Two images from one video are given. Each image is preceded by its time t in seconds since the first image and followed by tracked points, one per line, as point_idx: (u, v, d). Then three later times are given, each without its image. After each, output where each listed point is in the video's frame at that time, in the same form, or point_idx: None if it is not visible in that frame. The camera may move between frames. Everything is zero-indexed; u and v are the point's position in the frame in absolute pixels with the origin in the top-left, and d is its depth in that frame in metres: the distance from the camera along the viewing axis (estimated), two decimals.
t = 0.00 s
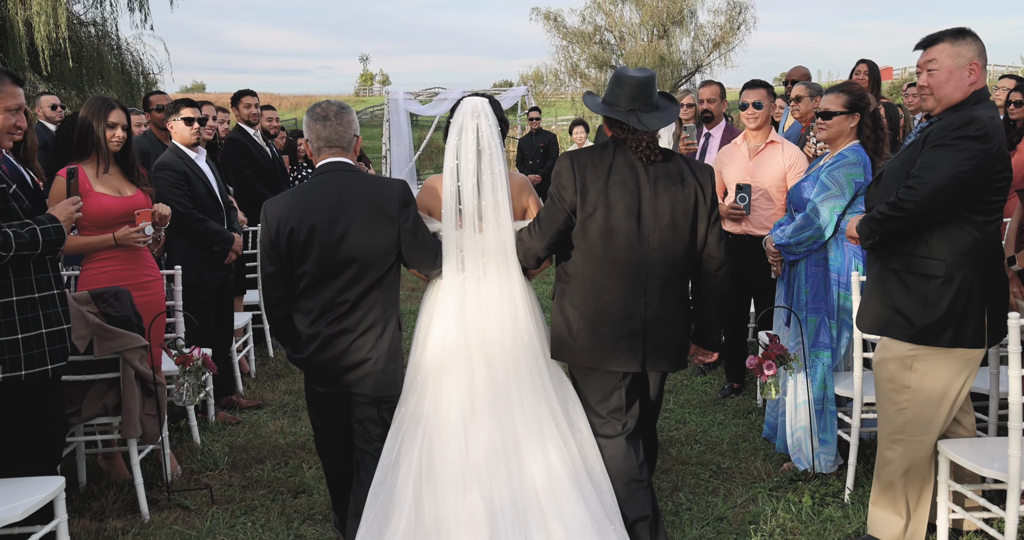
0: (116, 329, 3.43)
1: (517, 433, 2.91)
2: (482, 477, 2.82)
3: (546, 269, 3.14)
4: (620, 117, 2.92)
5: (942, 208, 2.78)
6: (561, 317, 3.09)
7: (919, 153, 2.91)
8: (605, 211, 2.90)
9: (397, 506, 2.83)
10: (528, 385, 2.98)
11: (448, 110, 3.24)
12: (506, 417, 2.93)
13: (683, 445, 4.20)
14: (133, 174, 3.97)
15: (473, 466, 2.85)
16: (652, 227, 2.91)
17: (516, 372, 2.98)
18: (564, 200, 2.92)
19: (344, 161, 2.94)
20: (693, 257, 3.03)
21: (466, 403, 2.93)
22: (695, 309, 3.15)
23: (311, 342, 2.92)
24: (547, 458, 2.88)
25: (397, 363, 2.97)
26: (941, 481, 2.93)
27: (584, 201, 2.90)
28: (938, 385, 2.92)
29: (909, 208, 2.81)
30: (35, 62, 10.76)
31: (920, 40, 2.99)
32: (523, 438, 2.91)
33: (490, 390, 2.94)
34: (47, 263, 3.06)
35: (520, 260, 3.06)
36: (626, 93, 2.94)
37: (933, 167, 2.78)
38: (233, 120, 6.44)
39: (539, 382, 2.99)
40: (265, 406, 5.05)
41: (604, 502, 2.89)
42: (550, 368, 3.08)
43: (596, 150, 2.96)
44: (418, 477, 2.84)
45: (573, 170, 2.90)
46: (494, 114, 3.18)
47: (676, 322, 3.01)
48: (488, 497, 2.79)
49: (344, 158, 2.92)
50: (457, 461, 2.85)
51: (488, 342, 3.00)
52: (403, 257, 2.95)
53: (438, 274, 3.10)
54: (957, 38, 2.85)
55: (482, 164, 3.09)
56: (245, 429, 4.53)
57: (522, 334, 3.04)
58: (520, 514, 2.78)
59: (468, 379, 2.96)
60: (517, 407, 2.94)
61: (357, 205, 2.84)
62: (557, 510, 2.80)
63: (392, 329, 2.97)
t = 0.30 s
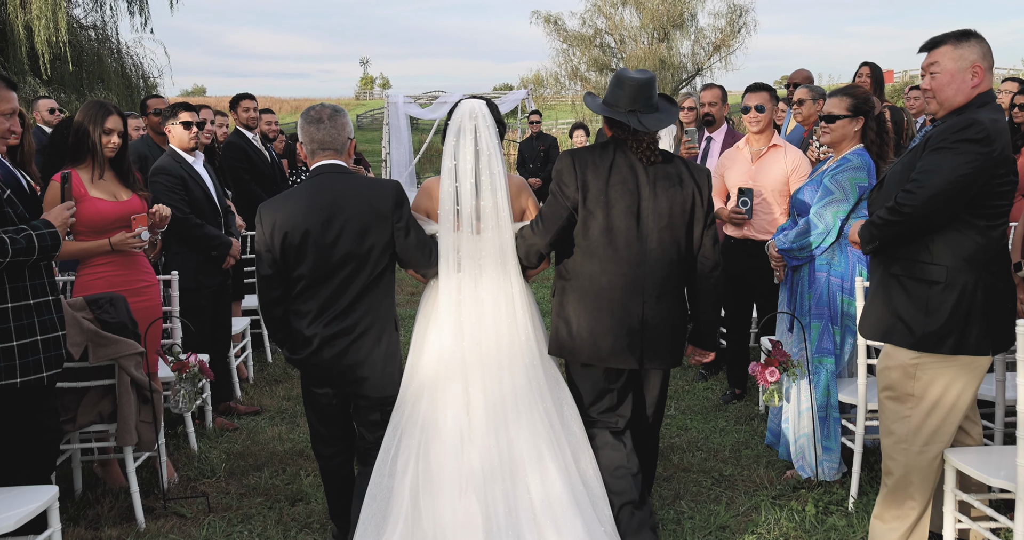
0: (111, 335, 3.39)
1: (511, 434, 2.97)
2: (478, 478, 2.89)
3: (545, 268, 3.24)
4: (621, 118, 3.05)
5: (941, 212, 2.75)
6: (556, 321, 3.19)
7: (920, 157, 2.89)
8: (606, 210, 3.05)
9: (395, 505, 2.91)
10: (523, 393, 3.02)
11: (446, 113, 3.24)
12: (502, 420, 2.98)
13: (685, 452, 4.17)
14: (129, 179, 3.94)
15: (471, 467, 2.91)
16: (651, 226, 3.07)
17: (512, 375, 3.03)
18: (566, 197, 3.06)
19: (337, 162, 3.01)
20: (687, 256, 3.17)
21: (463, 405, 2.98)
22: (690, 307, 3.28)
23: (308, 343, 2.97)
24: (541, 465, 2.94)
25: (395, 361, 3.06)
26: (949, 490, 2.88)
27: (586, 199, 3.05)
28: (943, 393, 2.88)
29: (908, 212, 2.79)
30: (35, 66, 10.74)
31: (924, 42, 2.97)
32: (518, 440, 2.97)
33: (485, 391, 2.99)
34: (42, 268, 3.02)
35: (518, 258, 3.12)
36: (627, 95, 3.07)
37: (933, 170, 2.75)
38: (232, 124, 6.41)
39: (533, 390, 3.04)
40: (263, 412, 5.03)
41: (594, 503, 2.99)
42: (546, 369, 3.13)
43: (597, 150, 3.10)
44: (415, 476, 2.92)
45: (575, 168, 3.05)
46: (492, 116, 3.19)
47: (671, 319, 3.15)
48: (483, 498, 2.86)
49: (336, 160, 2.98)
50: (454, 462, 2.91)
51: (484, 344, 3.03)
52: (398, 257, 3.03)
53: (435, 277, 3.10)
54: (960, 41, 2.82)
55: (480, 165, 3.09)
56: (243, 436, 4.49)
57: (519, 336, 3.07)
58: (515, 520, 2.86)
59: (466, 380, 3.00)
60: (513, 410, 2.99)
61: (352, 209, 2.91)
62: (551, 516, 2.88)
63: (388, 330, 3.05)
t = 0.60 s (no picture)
0: (108, 342, 3.37)
1: (508, 438, 2.94)
2: (475, 482, 2.87)
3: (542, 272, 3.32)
4: (621, 118, 3.05)
5: (940, 218, 2.74)
6: (553, 324, 3.18)
7: (920, 162, 2.86)
8: (605, 209, 3.05)
9: (391, 509, 2.89)
10: (521, 397, 2.99)
11: (445, 116, 3.21)
12: (501, 424, 2.95)
13: (687, 459, 4.13)
14: (125, 185, 3.91)
15: (469, 471, 2.88)
16: (650, 225, 3.06)
17: (511, 379, 3.00)
18: (566, 195, 3.07)
19: (333, 165, 2.99)
20: (687, 256, 3.17)
21: (462, 408, 2.94)
22: (690, 309, 3.25)
23: (305, 346, 2.96)
24: (537, 470, 2.92)
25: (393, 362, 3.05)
26: (956, 499, 2.85)
27: (585, 198, 3.05)
28: (948, 402, 2.86)
29: (906, 217, 2.77)
30: (35, 70, 10.73)
31: (930, 44, 2.93)
32: (516, 445, 2.94)
33: (484, 394, 2.96)
34: (39, 274, 2.99)
35: (518, 257, 3.12)
36: (627, 95, 3.07)
37: (933, 174, 2.72)
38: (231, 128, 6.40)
39: (531, 393, 3.01)
40: (263, 417, 5.00)
41: (587, 508, 2.99)
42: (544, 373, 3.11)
43: (598, 150, 3.11)
44: (412, 478, 2.89)
45: (574, 166, 3.07)
46: (490, 119, 3.15)
47: (671, 319, 3.12)
48: (480, 502, 2.84)
49: (332, 162, 2.96)
50: (452, 466, 2.89)
51: (483, 346, 3.00)
52: (394, 259, 3.01)
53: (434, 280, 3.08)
54: (965, 43, 2.79)
55: (478, 167, 3.07)
56: (242, 442, 4.46)
57: (519, 338, 3.05)
58: (510, 525, 2.85)
59: (465, 383, 2.97)
60: (511, 414, 2.97)
61: (346, 210, 2.89)
62: (545, 521, 2.87)
63: (384, 332, 3.03)
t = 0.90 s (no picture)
0: (106, 347, 3.35)
1: (507, 442, 2.92)
2: (473, 486, 2.84)
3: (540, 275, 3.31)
4: (620, 119, 3.04)
5: (939, 223, 2.72)
6: (552, 328, 3.16)
7: (920, 167, 2.84)
8: (605, 211, 3.03)
9: (389, 513, 2.87)
10: (520, 401, 2.97)
11: (444, 122, 3.19)
12: (500, 427, 2.92)
13: (689, 465, 4.10)
14: (123, 190, 3.90)
15: (467, 475, 2.85)
16: (649, 226, 3.04)
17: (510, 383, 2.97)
18: (564, 197, 3.05)
19: (331, 166, 2.97)
20: (686, 257, 3.14)
21: (461, 411, 2.92)
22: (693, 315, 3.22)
23: (302, 347, 2.94)
24: (535, 475, 2.89)
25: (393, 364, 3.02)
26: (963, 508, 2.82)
27: (584, 200, 3.04)
28: (952, 409, 2.83)
29: (903, 222, 2.76)
30: (36, 73, 10.72)
31: (938, 45, 2.91)
32: (514, 449, 2.92)
33: (483, 398, 2.93)
34: (37, 279, 2.97)
35: (517, 259, 3.11)
36: (626, 97, 3.05)
37: (933, 179, 2.70)
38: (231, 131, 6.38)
39: (530, 397, 2.99)
40: (262, 423, 4.97)
41: (582, 513, 2.97)
42: (542, 377, 3.09)
43: (597, 152, 3.10)
44: (411, 482, 2.87)
45: (573, 168, 3.05)
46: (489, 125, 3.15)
47: (672, 323, 3.09)
48: (478, 506, 2.82)
49: (331, 163, 2.94)
50: (451, 469, 2.87)
51: (483, 349, 2.98)
52: (391, 261, 2.99)
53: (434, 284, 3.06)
54: (970, 45, 2.76)
55: (477, 172, 3.04)
56: (241, 447, 4.43)
57: (518, 341, 3.03)
58: (507, 530, 2.82)
59: (465, 385, 2.94)
60: (510, 418, 2.95)
61: (342, 211, 2.87)
62: (542, 527, 2.84)
63: (382, 333, 3.00)
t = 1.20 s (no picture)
0: (105, 350, 3.33)
1: (507, 445, 2.90)
2: (474, 488, 2.82)
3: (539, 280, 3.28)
4: (619, 119, 3.01)
5: (938, 227, 2.70)
6: (552, 330, 3.15)
7: (920, 170, 2.82)
8: (604, 213, 3.02)
9: (390, 515, 2.84)
10: (519, 403, 2.95)
11: (444, 128, 3.17)
12: (499, 429, 2.90)
13: (691, 470, 4.08)
14: (122, 193, 3.87)
15: (468, 477, 2.84)
16: (648, 226, 3.02)
17: (509, 384, 2.96)
18: (563, 199, 3.05)
19: (332, 168, 2.96)
20: (687, 259, 3.12)
21: (462, 412, 2.90)
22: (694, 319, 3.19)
23: (302, 349, 2.92)
24: (534, 478, 2.87)
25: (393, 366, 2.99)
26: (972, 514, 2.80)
27: (583, 201, 3.03)
28: (955, 415, 2.81)
29: (901, 226, 2.76)
30: (38, 75, 10.72)
31: (944, 46, 2.89)
32: (514, 451, 2.90)
33: (483, 399, 2.92)
34: (36, 283, 2.95)
35: (517, 263, 3.10)
36: (625, 97, 3.03)
37: (932, 182, 2.68)
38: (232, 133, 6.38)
39: (529, 399, 2.97)
40: (262, 426, 4.95)
41: (579, 516, 2.96)
42: (541, 380, 3.08)
43: (596, 153, 3.08)
44: (412, 484, 2.85)
45: (573, 170, 3.05)
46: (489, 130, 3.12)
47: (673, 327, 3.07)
48: (478, 509, 2.80)
49: (332, 166, 2.93)
50: (452, 471, 2.85)
51: (484, 350, 2.96)
52: (391, 262, 2.95)
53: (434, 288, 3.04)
54: (976, 46, 2.74)
55: (477, 177, 3.02)
56: (241, 451, 4.41)
57: (518, 343, 3.02)
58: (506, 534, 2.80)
59: (466, 386, 2.93)
60: (510, 420, 2.93)
61: (341, 213, 2.84)
62: (540, 530, 2.82)
63: (382, 335, 2.98)
